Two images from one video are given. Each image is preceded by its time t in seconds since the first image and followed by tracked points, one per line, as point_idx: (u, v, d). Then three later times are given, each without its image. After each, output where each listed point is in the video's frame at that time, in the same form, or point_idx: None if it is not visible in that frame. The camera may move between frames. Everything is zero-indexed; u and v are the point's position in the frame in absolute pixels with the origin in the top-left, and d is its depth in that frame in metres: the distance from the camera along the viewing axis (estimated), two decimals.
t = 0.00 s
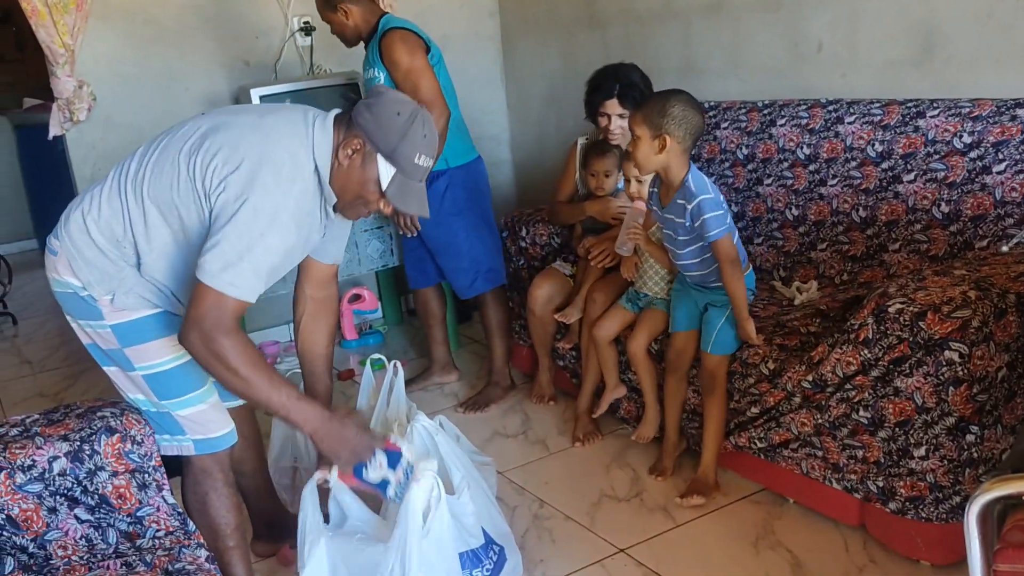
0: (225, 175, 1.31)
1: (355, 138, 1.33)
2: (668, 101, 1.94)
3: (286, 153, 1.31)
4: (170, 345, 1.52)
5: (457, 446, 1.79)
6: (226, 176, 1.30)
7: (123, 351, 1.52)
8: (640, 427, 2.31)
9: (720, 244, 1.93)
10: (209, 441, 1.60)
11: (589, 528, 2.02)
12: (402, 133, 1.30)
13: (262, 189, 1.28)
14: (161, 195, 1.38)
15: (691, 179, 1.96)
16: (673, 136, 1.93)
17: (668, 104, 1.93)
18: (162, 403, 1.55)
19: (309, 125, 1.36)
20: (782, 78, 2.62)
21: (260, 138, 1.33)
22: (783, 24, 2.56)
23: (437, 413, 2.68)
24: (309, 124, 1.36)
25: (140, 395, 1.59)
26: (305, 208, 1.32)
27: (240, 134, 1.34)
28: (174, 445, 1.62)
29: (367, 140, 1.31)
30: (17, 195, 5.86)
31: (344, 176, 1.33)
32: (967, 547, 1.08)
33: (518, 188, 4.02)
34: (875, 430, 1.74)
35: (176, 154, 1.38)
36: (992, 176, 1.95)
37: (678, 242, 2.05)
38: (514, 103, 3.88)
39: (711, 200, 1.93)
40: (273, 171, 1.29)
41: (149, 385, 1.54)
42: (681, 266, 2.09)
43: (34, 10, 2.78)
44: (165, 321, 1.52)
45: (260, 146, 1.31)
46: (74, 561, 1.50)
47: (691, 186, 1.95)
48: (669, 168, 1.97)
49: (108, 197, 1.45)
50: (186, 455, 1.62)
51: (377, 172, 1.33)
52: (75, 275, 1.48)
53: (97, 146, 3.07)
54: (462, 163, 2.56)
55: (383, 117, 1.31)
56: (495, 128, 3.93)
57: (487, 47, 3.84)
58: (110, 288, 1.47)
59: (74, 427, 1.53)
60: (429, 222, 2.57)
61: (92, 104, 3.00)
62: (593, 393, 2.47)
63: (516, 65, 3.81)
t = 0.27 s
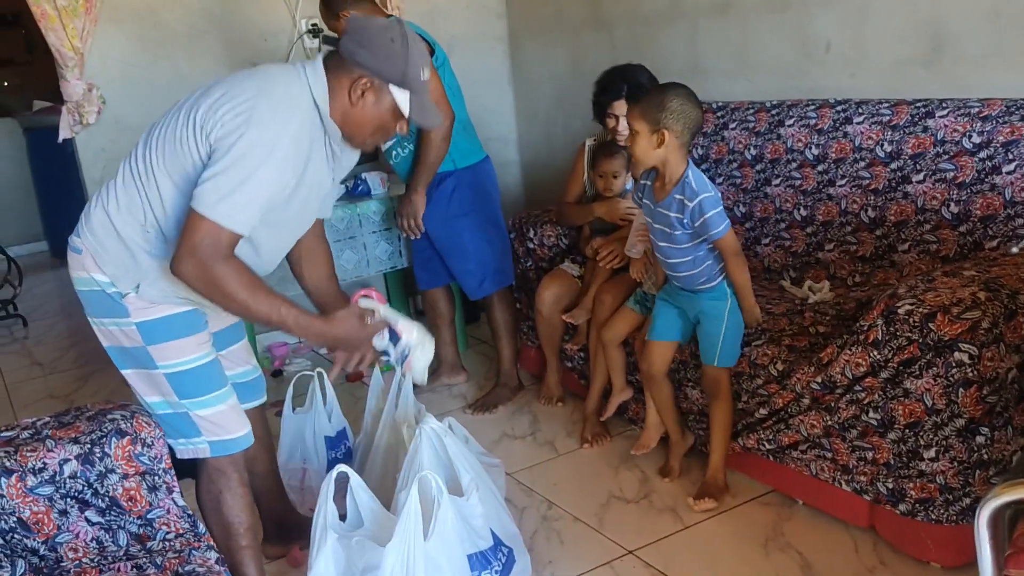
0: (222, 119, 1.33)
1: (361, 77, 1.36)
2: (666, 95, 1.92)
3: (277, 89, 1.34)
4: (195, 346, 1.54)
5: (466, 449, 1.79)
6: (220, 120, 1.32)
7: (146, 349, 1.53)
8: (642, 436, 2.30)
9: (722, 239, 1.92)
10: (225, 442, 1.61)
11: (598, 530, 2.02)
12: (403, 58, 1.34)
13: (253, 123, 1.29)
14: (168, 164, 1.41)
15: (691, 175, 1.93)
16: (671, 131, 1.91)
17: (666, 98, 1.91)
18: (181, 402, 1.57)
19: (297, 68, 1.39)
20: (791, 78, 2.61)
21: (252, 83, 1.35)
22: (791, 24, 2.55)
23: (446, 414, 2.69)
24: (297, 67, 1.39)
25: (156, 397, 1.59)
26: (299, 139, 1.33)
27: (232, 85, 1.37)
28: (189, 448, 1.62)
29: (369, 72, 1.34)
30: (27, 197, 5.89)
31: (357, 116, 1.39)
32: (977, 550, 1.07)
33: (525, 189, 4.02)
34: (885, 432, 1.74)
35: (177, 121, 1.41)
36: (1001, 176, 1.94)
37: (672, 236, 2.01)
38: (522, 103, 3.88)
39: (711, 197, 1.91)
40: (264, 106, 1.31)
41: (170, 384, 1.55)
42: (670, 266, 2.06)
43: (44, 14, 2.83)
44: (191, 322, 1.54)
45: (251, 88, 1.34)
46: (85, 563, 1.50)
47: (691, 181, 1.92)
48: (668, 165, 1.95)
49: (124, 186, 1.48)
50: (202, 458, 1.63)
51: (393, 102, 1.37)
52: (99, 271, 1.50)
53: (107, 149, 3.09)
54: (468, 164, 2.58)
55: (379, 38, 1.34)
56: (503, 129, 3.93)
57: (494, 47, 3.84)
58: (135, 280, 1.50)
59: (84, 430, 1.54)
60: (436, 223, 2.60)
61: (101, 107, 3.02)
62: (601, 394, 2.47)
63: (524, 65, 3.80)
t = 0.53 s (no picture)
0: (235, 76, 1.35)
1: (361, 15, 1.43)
2: (645, 94, 1.97)
3: (276, 38, 1.36)
4: (229, 338, 1.56)
5: (475, 449, 1.79)
6: (232, 78, 1.35)
7: (184, 344, 1.53)
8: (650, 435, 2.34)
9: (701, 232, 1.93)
10: (255, 439, 1.60)
11: (607, 531, 2.01)
12: None
13: (265, 71, 1.33)
14: (190, 140, 1.41)
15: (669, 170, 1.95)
16: (650, 128, 1.95)
17: (645, 97, 1.96)
18: (214, 396, 1.56)
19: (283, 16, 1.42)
20: (800, 78, 2.60)
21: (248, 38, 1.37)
22: (801, 23, 2.55)
23: (455, 415, 2.69)
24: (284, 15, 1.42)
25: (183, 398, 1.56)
26: (312, 76, 1.37)
27: (230, 45, 1.39)
28: (218, 448, 1.59)
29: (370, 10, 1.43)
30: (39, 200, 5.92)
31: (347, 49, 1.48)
32: (990, 551, 1.06)
33: (534, 190, 4.02)
34: (896, 432, 1.73)
35: (185, 96, 1.42)
36: (1012, 176, 1.93)
37: (650, 232, 2.03)
38: (530, 104, 3.88)
39: (688, 189, 1.93)
40: (269, 55, 1.34)
41: (205, 377, 1.54)
42: (648, 264, 2.08)
43: (52, 16, 2.78)
44: (227, 314, 1.56)
45: (250, 42, 1.36)
46: (97, 564, 1.50)
47: (667, 176, 1.94)
48: (646, 161, 1.98)
49: (147, 177, 1.48)
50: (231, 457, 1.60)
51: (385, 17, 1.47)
52: (136, 267, 1.49)
53: (117, 151, 3.10)
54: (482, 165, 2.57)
55: None
56: (511, 129, 3.93)
57: (502, 48, 3.84)
58: (175, 271, 1.49)
59: (95, 431, 1.56)
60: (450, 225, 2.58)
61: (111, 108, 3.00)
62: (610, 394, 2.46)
63: (532, 66, 3.80)
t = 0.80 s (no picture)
0: (252, 61, 1.43)
1: None
2: (640, 84, 1.94)
3: (283, 19, 1.45)
4: (257, 332, 1.59)
5: (481, 449, 1.79)
6: (251, 62, 1.43)
7: (217, 337, 1.56)
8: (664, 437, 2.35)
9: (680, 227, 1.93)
10: (282, 433, 1.61)
11: (612, 530, 2.02)
12: None
13: (282, 51, 1.42)
14: (214, 130, 1.47)
15: (657, 163, 1.94)
16: (649, 118, 1.94)
17: (640, 87, 1.93)
18: (246, 388, 1.58)
19: None
20: (805, 78, 2.60)
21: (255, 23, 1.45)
22: (806, 23, 2.55)
23: (460, 415, 2.69)
24: None
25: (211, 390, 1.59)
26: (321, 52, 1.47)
27: (238, 32, 1.46)
28: (246, 440, 1.60)
29: None
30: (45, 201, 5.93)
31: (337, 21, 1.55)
32: (998, 552, 1.06)
33: (538, 190, 4.02)
34: (902, 432, 1.73)
35: (200, 87, 1.48)
36: (1018, 175, 1.93)
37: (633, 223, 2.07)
38: (535, 104, 3.88)
39: (667, 185, 1.92)
40: (282, 36, 1.43)
41: (237, 369, 1.57)
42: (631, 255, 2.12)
43: (59, 18, 2.83)
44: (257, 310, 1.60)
45: (259, 26, 1.44)
46: (103, 563, 1.51)
47: (651, 169, 1.94)
48: (641, 151, 1.97)
49: (174, 173, 1.52)
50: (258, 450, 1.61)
51: None
52: (171, 262, 1.53)
53: (122, 152, 3.11)
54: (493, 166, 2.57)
55: None
56: (515, 130, 3.94)
57: (507, 49, 3.84)
58: (209, 262, 1.54)
59: (102, 431, 1.56)
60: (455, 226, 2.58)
61: (117, 110, 3.04)
62: (615, 394, 2.46)
63: (536, 66, 3.81)
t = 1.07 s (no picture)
0: (265, 56, 1.44)
1: None
2: (647, 84, 1.93)
3: (290, 14, 1.46)
4: (268, 332, 1.60)
5: (485, 449, 1.80)
6: (262, 57, 1.44)
7: (231, 333, 1.57)
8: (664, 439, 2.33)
9: (692, 228, 1.94)
10: (287, 429, 1.63)
11: (616, 530, 2.02)
12: None
13: (292, 45, 1.44)
14: (228, 126, 1.48)
15: (677, 162, 1.95)
16: (656, 118, 1.92)
17: (647, 87, 1.92)
18: (256, 386, 1.59)
19: None
20: (809, 78, 2.60)
21: (263, 19, 1.46)
22: (810, 24, 2.55)
23: (464, 415, 2.69)
24: None
25: (216, 387, 1.59)
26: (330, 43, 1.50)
27: (246, 28, 1.47)
28: (251, 437, 1.60)
29: None
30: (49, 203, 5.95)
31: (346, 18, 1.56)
32: (1003, 550, 1.06)
33: (542, 191, 4.03)
34: (906, 432, 1.73)
35: (211, 85, 1.48)
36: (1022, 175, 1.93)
37: (643, 219, 2.05)
38: (538, 105, 3.89)
39: (689, 184, 1.92)
40: (291, 30, 1.45)
41: (247, 367, 1.58)
42: (636, 251, 2.11)
43: (64, 19, 2.84)
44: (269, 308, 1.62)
45: (267, 21, 1.46)
46: (109, 563, 1.52)
47: (674, 168, 1.94)
48: (656, 150, 1.97)
49: (190, 171, 1.52)
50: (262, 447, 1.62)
51: None
52: (192, 259, 1.53)
53: (127, 153, 3.12)
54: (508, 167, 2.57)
55: None
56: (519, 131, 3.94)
57: (510, 49, 3.84)
58: (228, 258, 1.55)
59: (108, 431, 1.57)
60: (467, 225, 2.58)
61: (121, 111, 3.04)
62: (619, 394, 2.47)
63: (540, 67, 3.81)
